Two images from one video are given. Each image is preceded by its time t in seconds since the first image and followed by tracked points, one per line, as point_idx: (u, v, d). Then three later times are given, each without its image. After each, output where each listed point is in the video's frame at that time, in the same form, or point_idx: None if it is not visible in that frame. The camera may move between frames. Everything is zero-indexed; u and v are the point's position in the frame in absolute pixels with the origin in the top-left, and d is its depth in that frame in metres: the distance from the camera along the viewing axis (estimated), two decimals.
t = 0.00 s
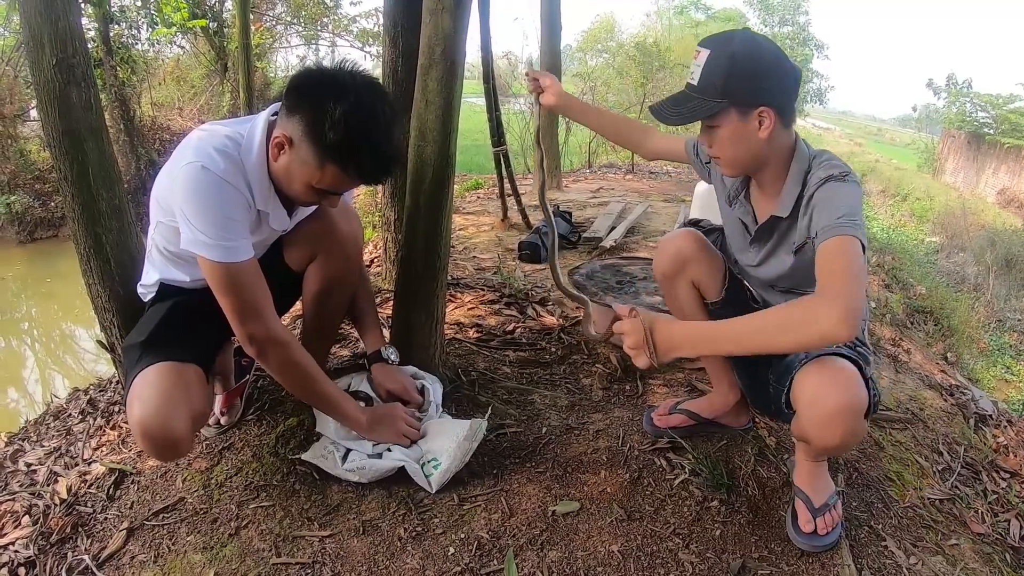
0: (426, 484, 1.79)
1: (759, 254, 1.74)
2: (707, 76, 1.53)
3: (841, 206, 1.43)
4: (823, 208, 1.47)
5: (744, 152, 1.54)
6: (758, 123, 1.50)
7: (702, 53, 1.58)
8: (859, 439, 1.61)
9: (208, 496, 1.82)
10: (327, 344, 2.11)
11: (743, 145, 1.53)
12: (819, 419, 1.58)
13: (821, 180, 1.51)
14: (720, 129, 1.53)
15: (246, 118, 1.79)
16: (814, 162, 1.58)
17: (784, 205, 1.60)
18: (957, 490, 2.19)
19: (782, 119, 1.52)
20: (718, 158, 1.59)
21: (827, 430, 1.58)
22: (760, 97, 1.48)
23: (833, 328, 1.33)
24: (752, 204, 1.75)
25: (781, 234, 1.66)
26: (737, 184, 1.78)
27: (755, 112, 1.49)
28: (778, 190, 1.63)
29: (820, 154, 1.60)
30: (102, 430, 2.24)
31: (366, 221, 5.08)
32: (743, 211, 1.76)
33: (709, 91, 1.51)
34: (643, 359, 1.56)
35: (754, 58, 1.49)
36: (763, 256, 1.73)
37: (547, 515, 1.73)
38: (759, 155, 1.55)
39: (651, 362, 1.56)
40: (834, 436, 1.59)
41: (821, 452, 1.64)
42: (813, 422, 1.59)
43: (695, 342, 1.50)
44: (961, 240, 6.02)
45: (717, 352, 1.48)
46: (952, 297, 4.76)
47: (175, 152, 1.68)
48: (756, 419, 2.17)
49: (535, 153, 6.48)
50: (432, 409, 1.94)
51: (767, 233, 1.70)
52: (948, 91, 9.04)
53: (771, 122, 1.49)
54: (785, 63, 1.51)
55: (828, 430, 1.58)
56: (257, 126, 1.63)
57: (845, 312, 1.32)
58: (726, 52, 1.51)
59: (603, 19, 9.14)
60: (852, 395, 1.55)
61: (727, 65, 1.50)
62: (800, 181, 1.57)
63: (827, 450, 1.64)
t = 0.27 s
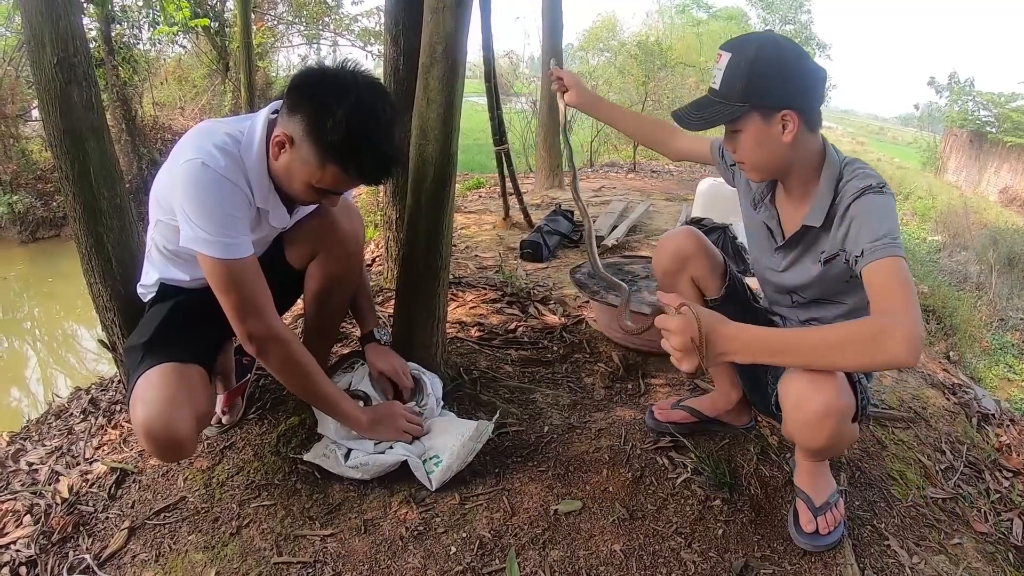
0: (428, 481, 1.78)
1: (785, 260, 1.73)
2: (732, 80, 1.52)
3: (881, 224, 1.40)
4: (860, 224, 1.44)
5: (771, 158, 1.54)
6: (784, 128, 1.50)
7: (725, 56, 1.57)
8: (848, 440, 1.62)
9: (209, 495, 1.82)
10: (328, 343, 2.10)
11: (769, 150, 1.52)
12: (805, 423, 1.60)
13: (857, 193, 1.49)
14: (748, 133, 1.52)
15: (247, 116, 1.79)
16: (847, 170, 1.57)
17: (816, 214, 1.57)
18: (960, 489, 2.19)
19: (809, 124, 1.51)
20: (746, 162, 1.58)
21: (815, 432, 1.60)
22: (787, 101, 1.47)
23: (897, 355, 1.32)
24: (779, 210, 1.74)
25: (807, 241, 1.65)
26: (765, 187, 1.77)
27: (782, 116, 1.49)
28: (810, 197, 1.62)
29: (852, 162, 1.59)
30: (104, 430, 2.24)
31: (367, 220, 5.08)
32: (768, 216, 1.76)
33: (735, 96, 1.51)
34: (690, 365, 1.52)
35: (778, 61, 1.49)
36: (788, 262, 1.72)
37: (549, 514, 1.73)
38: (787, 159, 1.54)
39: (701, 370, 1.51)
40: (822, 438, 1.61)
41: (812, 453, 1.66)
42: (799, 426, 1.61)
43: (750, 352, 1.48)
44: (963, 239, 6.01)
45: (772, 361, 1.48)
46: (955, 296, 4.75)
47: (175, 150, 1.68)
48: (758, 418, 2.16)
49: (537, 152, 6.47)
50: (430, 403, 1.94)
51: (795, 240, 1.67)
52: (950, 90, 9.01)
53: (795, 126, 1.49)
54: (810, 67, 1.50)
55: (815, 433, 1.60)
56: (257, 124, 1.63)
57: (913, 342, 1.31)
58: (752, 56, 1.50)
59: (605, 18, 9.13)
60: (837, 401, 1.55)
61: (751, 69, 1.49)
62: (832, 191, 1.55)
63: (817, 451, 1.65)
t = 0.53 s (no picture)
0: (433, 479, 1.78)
1: (798, 265, 1.73)
2: (758, 82, 1.51)
3: (907, 231, 1.41)
4: (884, 231, 1.44)
5: (795, 160, 1.53)
6: (809, 130, 1.49)
7: (750, 54, 1.56)
8: (858, 437, 1.62)
9: (213, 493, 1.82)
10: (331, 341, 2.10)
11: (794, 152, 1.51)
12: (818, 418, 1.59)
13: (878, 199, 1.49)
14: (772, 136, 1.50)
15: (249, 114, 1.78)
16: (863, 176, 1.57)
17: (835, 220, 1.57)
18: (964, 488, 2.18)
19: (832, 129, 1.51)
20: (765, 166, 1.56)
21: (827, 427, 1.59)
22: (814, 104, 1.47)
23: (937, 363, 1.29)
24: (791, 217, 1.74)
25: (822, 247, 1.64)
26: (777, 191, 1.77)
27: (808, 119, 1.48)
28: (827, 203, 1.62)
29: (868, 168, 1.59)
30: (107, 428, 2.24)
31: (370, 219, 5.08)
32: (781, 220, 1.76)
33: (762, 98, 1.49)
34: (727, 356, 1.40)
35: (807, 60, 1.49)
36: (801, 268, 1.72)
37: (552, 512, 1.73)
38: (807, 164, 1.53)
39: (739, 360, 1.40)
40: (833, 433, 1.60)
41: (822, 449, 1.65)
42: (811, 420, 1.61)
43: (787, 347, 1.40)
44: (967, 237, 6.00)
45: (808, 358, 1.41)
46: (959, 295, 4.75)
47: (178, 148, 1.68)
48: (761, 416, 2.16)
49: (539, 150, 6.47)
50: (432, 403, 1.94)
51: (809, 246, 1.67)
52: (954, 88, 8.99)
53: (821, 128, 1.48)
54: (835, 69, 1.50)
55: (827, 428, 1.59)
56: (259, 122, 1.63)
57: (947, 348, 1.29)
58: (780, 56, 1.50)
59: (608, 16, 9.12)
60: (851, 395, 1.55)
61: (780, 68, 1.48)
62: (851, 196, 1.55)
63: (828, 447, 1.65)
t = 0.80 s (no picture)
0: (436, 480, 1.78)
1: (805, 274, 1.73)
2: (773, 92, 1.50)
3: (918, 240, 1.41)
4: (895, 240, 1.45)
5: (805, 171, 1.52)
6: (822, 142, 1.49)
7: (762, 64, 1.54)
8: (871, 436, 1.62)
9: (216, 493, 1.82)
10: (333, 339, 2.11)
11: (805, 164, 1.50)
12: (831, 410, 1.59)
13: (886, 208, 1.49)
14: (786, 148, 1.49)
15: (252, 113, 1.79)
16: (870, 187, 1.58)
17: (843, 230, 1.57)
18: (966, 488, 2.18)
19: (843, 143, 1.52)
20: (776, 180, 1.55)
21: (842, 420, 1.58)
22: (828, 116, 1.47)
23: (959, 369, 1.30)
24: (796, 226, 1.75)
25: (830, 258, 1.64)
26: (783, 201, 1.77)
27: (822, 130, 1.48)
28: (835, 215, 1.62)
29: (874, 177, 1.60)
30: (110, 427, 2.24)
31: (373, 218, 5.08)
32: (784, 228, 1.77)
33: (778, 108, 1.48)
34: (757, 349, 1.34)
35: (820, 72, 1.48)
36: (808, 277, 1.72)
37: (555, 512, 1.73)
38: (817, 176, 1.53)
39: (768, 356, 1.34)
40: (847, 431, 1.60)
41: (834, 447, 1.65)
42: (826, 416, 1.60)
43: (814, 345, 1.36)
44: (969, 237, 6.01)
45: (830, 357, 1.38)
46: (961, 294, 4.74)
47: (180, 147, 1.68)
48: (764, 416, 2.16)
49: (541, 149, 6.47)
50: (437, 403, 1.92)
51: (816, 257, 1.67)
52: (957, 87, 8.96)
53: (833, 140, 1.48)
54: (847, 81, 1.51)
55: (841, 420, 1.58)
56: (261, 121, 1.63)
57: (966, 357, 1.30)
58: (794, 66, 1.49)
59: (610, 15, 9.11)
60: (868, 393, 1.54)
61: (794, 79, 1.47)
62: (859, 207, 1.56)
63: (838, 445, 1.65)
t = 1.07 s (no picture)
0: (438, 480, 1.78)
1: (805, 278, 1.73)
2: (780, 104, 1.48)
3: (921, 245, 1.40)
4: (896, 246, 1.44)
5: (810, 181, 1.51)
6: (827, 151, 1.49)
7: (766, 76, 1.53)
8: (877, 432, 1.61)
9: (218, 492, 1.83)
10: (335, 339, 2.11)
11: (808, 174, 1.50)
12: (837, 408, 1.58)
13: (886, 214, 1.49)
14: (793, 159, 1.48)
15: (253, 113, 1.79)
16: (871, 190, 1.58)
17: (845, 236, 1.56)
18: (968, 488, 2.18)
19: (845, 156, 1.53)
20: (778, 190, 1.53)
21: (850, 417, 1.57)
22: (833, 126, 1.47)
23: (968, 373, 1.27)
24: (795, 230, 1.77)
25: (829, 263, 1.64)
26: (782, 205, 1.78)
27: (829, 140, 1.48)
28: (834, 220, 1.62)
29: (874, 181, 1.59)
30: (112, 427, 2.24)
31: (375, 217, 5.09)
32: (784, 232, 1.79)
33: (785, 120, 1.46)
34: (791, 346, 1.22)
35: (826, 82, 1.48)
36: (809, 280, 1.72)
37: (556, 511, 1.73)
38: (820, 185, 1.53)
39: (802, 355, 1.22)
40: (853, 426, 1.59)
41: (839, 443, 1.64)
42: (831, 413, 1.59)
43: (844, 345, 1.26)
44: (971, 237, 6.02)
45: (856, 359, 1.29)
46: (963, 294, 4.73)
47: (181, 149, 1.68)
48: (765, 415, 2.16)
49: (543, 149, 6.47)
50: (434, 398, 1.94)
51: (816, 262, 1.67)
52: (959, 87, 8.94)
53: (838, 149, 1.48)
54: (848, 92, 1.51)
55: (849, 418, 1.57)
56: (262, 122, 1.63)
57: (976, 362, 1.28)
58: (800, 76, 1.48)
59: (612, 14, 9.11)
60: (874, 388, 1.54)
61: (801, 89, 1.46)
62: (858, 212, 1.56)
63: (843, 443, 1.64)
